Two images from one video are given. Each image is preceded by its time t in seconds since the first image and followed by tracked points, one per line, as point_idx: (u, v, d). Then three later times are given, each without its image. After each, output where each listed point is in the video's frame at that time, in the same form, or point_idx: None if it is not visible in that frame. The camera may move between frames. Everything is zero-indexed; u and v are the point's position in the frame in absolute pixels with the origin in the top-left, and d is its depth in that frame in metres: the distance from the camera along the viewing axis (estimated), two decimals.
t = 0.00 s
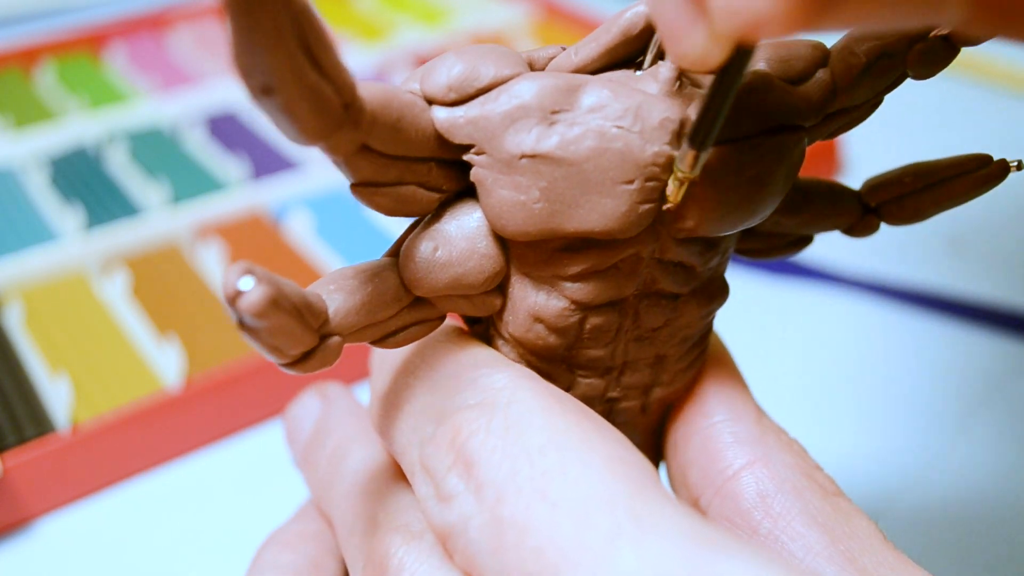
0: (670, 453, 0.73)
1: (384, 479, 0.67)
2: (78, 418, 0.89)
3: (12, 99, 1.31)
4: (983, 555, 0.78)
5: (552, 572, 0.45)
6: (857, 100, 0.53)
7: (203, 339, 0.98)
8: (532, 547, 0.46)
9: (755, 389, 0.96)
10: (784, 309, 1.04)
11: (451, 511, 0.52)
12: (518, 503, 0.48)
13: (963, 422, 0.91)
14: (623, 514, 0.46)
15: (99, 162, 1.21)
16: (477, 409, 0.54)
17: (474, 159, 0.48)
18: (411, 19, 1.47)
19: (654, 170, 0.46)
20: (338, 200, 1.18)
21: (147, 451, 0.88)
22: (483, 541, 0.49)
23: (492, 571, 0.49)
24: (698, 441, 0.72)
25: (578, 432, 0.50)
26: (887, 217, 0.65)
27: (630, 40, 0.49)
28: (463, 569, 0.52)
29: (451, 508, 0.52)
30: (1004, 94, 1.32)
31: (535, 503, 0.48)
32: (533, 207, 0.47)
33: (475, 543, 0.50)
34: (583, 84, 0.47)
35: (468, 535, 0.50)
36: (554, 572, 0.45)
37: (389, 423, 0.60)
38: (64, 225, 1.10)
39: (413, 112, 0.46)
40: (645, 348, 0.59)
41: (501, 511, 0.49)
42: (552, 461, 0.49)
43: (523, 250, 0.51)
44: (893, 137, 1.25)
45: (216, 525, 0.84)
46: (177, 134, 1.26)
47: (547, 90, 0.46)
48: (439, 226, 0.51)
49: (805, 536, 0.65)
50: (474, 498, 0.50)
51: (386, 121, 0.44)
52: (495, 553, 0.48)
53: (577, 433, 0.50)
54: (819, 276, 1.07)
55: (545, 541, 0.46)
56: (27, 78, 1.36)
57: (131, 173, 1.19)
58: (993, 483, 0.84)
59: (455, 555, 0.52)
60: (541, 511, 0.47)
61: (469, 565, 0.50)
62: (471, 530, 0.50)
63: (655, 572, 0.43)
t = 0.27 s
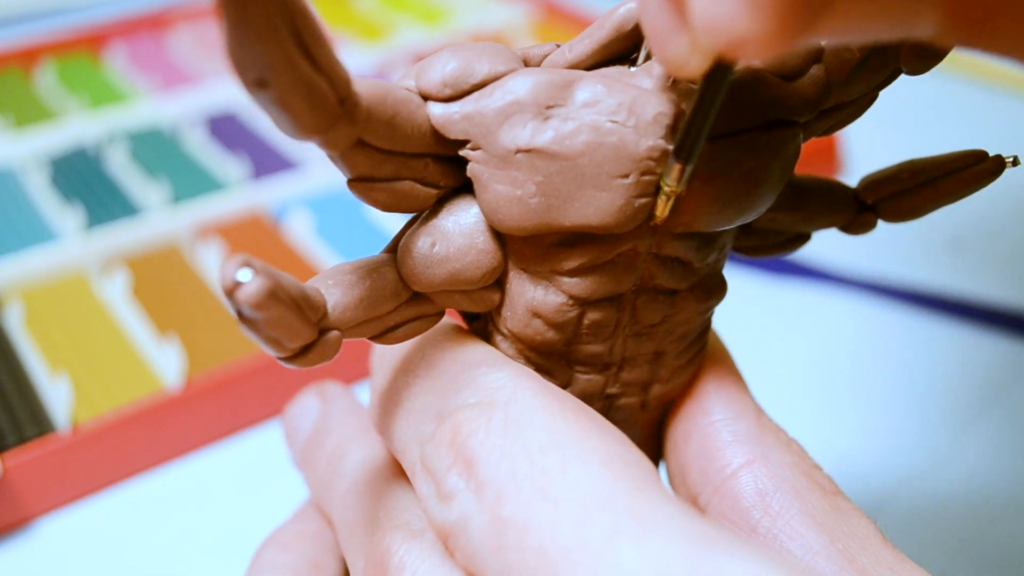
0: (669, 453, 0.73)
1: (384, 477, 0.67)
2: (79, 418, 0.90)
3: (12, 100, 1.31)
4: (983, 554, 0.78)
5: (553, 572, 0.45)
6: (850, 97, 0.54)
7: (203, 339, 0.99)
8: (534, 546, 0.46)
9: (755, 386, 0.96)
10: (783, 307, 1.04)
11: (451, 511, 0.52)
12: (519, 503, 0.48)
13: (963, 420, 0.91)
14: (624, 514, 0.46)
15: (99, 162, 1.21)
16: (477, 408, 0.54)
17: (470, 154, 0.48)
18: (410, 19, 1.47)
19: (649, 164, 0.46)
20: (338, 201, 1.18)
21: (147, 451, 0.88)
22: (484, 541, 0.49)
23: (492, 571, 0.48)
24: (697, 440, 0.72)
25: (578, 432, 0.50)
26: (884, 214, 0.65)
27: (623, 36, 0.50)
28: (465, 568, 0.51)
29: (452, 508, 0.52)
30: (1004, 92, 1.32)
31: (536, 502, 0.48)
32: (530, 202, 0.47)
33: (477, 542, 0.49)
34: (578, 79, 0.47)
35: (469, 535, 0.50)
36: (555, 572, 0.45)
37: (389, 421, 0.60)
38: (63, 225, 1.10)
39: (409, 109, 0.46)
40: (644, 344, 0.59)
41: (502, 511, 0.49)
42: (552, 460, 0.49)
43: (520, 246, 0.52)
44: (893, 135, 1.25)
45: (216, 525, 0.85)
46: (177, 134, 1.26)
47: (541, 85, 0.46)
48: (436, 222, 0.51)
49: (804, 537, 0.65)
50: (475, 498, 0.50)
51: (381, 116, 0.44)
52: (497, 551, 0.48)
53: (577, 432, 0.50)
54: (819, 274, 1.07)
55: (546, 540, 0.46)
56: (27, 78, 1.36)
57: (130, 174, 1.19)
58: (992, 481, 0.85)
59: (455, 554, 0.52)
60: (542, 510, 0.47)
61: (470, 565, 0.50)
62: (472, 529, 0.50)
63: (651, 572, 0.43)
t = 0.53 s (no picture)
0: (669, 454, 0.73)
1: (383, 481, 0.67)
2: (79, 419, 0.89)
3: (12, 99, 1.31)
4: (983, 555, 0.78)
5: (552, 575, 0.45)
6: (853, 101, 0.53)
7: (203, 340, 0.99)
8: (532, 549, 0.46)
9: (755, 388, 0.95)
10: (784, 309, 1.04)
11: (449, 515, 0.51)
12: (518, 505, 0.48)
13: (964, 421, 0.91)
14: (624, 518, 0.45)
15: (99, 162, 1.21)
16: (477, 412, 0.54)
17: (471, 164, 0.48)
18: (411, 18, 1.47)
19: (650, 174, 0.46)
20: (338, 201, 1.18)
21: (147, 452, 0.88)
22: (482, 544, 0.49)
23: (490, 573, 0.48)
24: (698, 441, 0.71)
25: (577, 435, 0.50)
26: (884, 216, 0.65)
27: (625, 43, 0.49)
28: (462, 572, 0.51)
29: (450, 512, 0.51)
30: (1005, 92, 1.32)
31: (534, 506, 0.47)
32: (530, 212, 0.47)
33: (475, 546, 0.49)
34: (579, 88, 0.47)
35: (467, 538, 0.50)
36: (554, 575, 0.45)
37: (388, 425, 0.60)
38: (63, 225, 1.10)
39: (408, 118, 0.46)
40: (644, 350, 0.59)
41: (500, 514, 0.48)
42: (552, 464, 0.49)
43: (520, 253, 0.51)
44: (894, 136, 1.25)
45: (215, 525, 0.85)
46: (177, 134, 1.26)
47: (542, 94, 0.46)
48: (436, 230, 0.51)
49: (804, 538, 0.65)
50: (474, 502, 0.50)
51: (381, 126, 0.44)
52: (495, 554, 0.48)
53: (577, 436, 0.50)
54: (819, 275, 1.07)
55: (544, 543, 0.46)
56: (27, 78, 1.36)
57: (130, 173, 1.19)
58: (993, 482, 0.84)
59: (453, 557, 0.52)
60: (540, 514, 0.47)
61: (468, 569, 0.50)
62: (470, 533, 0.50)
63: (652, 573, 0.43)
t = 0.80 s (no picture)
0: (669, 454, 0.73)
1: (383, 479, 0.67)
2: (79, 418, 0.89)
3: (12, 99, 1.31)
4: (982, 554, 0.78)
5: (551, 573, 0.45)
6: (853, 99, 0.53)
7: (203, 340, 0.99)
8: (532, 547, 0.46)
9: (755, 387, 0.96)
10: (784, 308, 1.04)
11: (450, 513, 0.51)
12: (518, 504, 0.48)
13: (963, 420, 0.91)
14: (624, 516, 0.45)
15: (99, 162, 1.21)
16: (477, 410, 0.54)
17: (471, 162, 0.48)
18: (411, 19, 1.47)
19: (652, 173, 0.46)
20: (337, 200, 1.18)
21: (147, 451, 0.88)
22: (482, 542, 0.49)
23: (490, 571, 0.48)
24: (699, 439, 0.71)
25: (578, 434, 0.50)
26: (883, 215, 0.65)
27: (626, 42, 0.49)
28: (462, 570, 0.51)
29: (450, 510, 0.52)
30: (1004, 92, 1.32)
31: (534, 504, 0.48)
32: (531, 210, 0.47)
33: (476, 544, 0.49)
34: (580, 87, 0.47)
35: (468, 536, 0.50)
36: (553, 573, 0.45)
37: (389, 423, 0.60)
38: (63, 225, 1.10)
39: (409, 116, 0.46)
40: (645, 349, 0.59)
41: (501, 512, 0.48)
42: (552, 462, 0.49)
43: (521, 252, 0.51)
44: (893, 136, 1.25)
45: (216, 525, 0.85)
46: (177, 134, 1.26)
47: (543, 92, 0.46)
48: (437, 229, 0.51)
49: (804, 536, 0.65)
50: (474, 499, 0.50)
51: (382, 124, 0.44)
52: (495, 552, 0.48)
53: (577, 434, 0.50)
54: (819, 275, 1.07)
55: (544, 541, 0.46)
56: (27, 78, 1.36)
57: (130, 173, 1.19)
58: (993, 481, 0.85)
59: (453, 555, 0.52)
60: (541, 511, 0.47)
61: (468, 567, 0.50)
62: (471, 531, 0.50)
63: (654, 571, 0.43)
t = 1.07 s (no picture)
0: (669, 454, 0.73)
1: (383, 479, 0.67)
2: (79, 418, 0.89)
3: (12, 100, 1.31)
4: (982, 553, 0.78)
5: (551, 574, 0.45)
6: (853, 98, 0.53)
7: (203, 340, 0.99)
8: (531, 548, 0.46)
9: (755, 387, 0.95)
10: (784, 308, 1.04)
11: (450, 513, 0.51)
12: (518, 504, 0.48)
13: (964, 419, 0.91)
14: (623, 517, 0.45)
15: (99, 162, 1.21)
16: (478, 411, 0.54)
17: (470, 162, 0.48)
18: (411, 18, 1.47)
19: (650, 172, 0.46)
20: (338, 201, 1.18)
21: (147, 451, 0.88)
22: (483, 543, 0.49)
23: (490, 572, 0.48)
24: (698, 439, 0.71)
25: (579, 435, 0.50)
26: (883, 215, 0.65)
27: (625, 41, 0.49)
28: (462, 571, 0.51)
29: (451, 510, 0.51)
30: (1004, 91, 1.32)
31: (534, 505, 0.48)
32: (530, 210, 0.47)
33: (476, 544, 0.49)
34: (579, 86, 0.47)
35: (468, 537, 0.50)
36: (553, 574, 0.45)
37: (388, 424, 0.60)
38: (63, 225, 1.10)
39: (408, 115, 0.46)
40: (645, 349, 0.59)
41: (501, 513, 0.48)
42: (552, 463, 0.49)
43: (520, 251, 0.51)
44: (893, 135, 1.25)
45: (216, 525, 0.85)
46: (177, 134, 1.26)
47: (542, 91, 0.46)
48: (436, 228, 0.51)
49: (805, 536, 0.65)
50: (474, 500, 0.50)
51: (381, 123, 0.44)
52: (495, 553, 0.48)
53: (578, 435, 0.50)
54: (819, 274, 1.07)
55: (544, 542, 0.46)
56: (27, 78, 1.36)
57: (131, 173, 1.19)
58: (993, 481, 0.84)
59: (454, 556, 0.52)
60: (541, 512, 0.47)
61: (469, 568, 0.50)
62: (471, 531, 0.50)
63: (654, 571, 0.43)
